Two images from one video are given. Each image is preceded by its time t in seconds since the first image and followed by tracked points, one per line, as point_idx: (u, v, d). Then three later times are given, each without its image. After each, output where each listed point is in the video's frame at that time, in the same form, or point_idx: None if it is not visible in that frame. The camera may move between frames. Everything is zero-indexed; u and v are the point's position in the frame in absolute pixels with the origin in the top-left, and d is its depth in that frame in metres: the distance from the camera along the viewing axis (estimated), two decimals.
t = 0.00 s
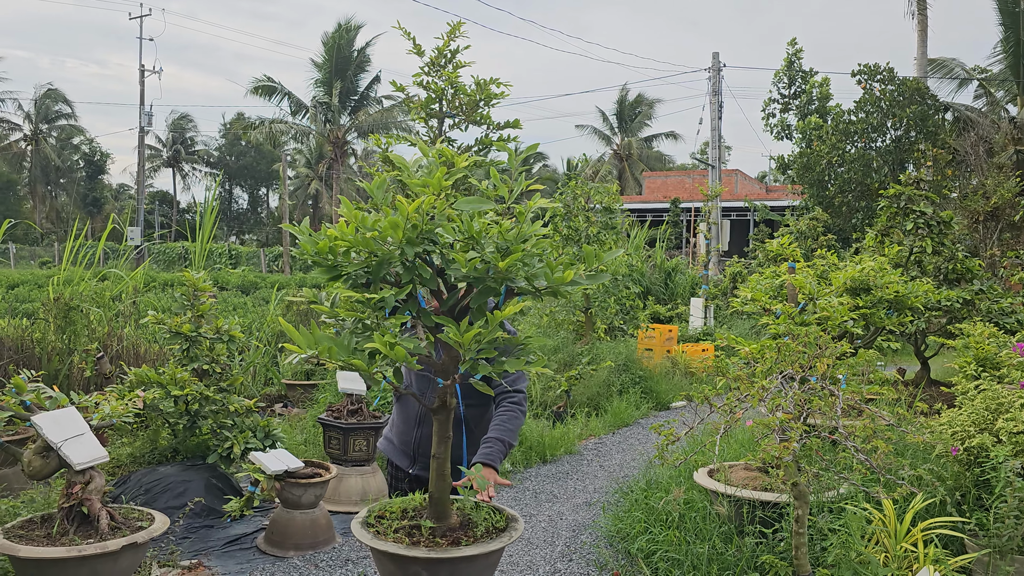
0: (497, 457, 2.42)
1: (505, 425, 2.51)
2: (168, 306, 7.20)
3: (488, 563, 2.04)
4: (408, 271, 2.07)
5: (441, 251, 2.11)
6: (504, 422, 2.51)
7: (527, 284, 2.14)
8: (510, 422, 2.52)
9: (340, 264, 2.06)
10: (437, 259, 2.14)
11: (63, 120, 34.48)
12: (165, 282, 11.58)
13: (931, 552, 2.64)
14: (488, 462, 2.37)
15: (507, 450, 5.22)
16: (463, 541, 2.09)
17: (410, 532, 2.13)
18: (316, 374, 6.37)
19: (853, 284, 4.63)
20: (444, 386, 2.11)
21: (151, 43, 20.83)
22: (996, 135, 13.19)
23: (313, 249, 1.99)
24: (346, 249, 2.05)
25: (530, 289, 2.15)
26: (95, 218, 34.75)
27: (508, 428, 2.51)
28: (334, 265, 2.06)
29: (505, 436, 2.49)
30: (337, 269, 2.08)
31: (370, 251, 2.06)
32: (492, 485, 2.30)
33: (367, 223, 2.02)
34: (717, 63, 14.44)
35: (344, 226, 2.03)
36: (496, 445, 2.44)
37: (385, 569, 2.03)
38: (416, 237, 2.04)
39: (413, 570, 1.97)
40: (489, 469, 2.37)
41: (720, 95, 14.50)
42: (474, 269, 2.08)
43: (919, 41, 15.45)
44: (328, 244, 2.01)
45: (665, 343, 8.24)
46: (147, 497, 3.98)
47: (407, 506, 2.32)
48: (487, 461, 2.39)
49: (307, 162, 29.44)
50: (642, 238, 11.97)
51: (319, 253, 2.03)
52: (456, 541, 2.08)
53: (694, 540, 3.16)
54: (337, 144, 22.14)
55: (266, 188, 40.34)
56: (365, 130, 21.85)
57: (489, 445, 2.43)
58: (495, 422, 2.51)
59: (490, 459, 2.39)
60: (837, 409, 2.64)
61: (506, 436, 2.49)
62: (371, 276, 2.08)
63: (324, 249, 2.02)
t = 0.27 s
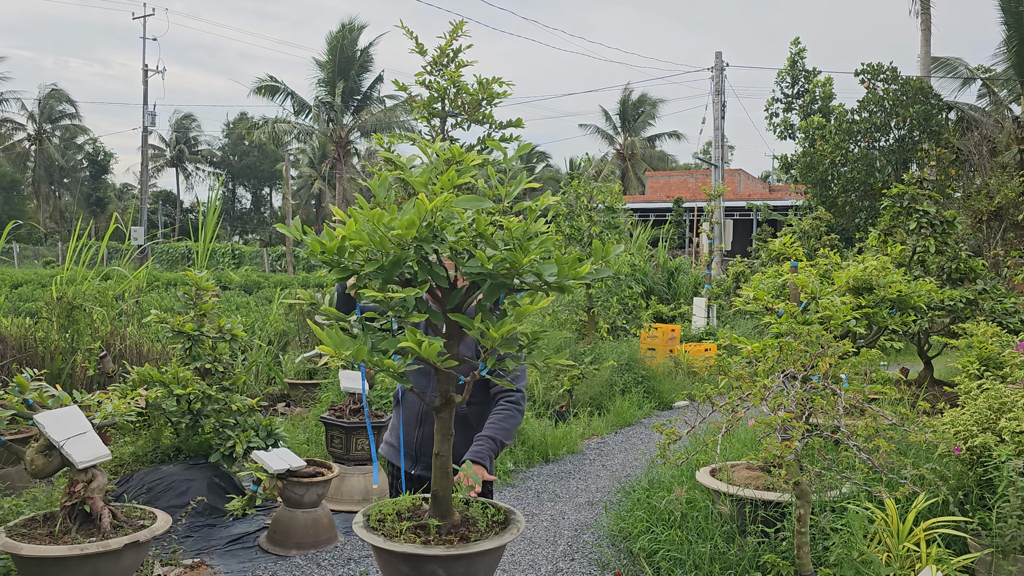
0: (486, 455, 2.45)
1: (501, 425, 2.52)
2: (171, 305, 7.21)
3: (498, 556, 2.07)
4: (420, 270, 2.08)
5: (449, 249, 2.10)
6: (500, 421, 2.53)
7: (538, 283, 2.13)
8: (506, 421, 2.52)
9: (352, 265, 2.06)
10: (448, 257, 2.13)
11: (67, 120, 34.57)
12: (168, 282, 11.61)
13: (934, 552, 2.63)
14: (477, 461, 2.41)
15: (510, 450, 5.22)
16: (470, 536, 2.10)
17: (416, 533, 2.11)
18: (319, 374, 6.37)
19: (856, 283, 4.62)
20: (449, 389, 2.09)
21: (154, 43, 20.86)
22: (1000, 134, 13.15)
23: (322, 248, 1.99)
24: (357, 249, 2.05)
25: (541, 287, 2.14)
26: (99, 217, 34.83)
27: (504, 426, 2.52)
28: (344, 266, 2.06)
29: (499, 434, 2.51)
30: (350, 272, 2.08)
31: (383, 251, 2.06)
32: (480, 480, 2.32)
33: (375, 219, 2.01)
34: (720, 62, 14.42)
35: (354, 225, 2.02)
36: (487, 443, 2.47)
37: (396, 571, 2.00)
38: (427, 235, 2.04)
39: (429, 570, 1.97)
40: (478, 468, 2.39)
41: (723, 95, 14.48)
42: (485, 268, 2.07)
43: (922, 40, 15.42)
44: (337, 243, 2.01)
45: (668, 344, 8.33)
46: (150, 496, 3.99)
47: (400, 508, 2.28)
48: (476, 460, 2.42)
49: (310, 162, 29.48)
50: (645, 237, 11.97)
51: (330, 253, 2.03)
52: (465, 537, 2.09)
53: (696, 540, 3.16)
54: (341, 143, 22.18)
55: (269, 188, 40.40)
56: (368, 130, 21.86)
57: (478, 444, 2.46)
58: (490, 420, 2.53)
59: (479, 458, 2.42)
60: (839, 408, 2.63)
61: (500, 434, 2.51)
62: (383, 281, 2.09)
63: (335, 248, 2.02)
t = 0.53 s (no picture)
0: (474, 454, 2.47)
1: (492, 425, 2.53)
2: (174, 305, 7.22)
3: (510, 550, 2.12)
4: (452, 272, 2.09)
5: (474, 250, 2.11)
6: (490, 420, 2.53)
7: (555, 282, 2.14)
8: (497, 421, 2.53)
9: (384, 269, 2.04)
10: (470, 258, 2.13)
11: (70, 120, 34.62)
12: (171, 281, 11.62)
13: (938, 553, 2.62)
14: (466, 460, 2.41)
15: (513, 450, 5.22)
16: (482, 534, 2.13)
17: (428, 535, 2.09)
18: (322, 373, 6.37)
19: (860, 283, 4.61)
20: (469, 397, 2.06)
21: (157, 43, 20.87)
22: (1003, 134, 13.13)
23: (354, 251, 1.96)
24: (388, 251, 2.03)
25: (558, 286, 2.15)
26: (102, 217, 34.90)
27: (493, 426, 2.53)
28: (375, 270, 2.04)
29: (487, 434, 2.53)
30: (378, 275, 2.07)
31: (414, 253, 2.05)
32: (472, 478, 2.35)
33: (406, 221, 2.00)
34: (723, 62, 14.41)
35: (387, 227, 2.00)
36: (475, 442, 2.50)
37: (415, 573, 1.98)
38: (456, 236, 2.05)
39: (453, 570, 1.97)
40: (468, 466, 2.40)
41: (726, 95, 14.47)
42: (514, 268, 2.09)
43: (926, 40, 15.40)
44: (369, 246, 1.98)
45: (670, 343, 8.25)
46: (153, 496, 3.99)
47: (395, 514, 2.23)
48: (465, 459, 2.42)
49: (313, 162, 29.51)
50: (648, 237, 11.96)
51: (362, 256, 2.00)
52: (478, 535, 2.11)
53: (699, 540, 3.15)
54: (344, 144, 22.23)
55: (272, 188, 40.46)
56: (371, 130, 21.87)
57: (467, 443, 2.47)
58: (481, 420, 2.54)
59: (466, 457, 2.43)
60: (843, 409, 2.62)
61: (488, 434, 2.53)
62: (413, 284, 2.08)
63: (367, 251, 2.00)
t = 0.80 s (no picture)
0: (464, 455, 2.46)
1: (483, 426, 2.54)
2: (177, 304, 7.24)
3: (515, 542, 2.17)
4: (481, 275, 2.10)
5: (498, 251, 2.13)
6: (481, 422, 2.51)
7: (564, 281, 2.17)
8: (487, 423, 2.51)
9: (419, 274, 2.02)
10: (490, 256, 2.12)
11: (74, 120, 34.72)
12: (175, 281, 11.64)
13: (941, 553, 2.61)
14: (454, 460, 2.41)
15: (515, 450, 5.22)
16: (488, 529, 2.15)
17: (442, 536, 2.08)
18: (325, 373, 6.38)
19: (863, 283, 4.59)
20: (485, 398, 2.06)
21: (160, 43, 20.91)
22: (1007, 133, 13.10)
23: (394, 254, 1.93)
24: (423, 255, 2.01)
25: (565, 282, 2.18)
26: (106, 216, 34.98)
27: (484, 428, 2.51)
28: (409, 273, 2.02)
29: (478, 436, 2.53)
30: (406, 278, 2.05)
31: (446, 254, 2.04)
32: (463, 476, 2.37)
33: (441, 223, 1.98)
34: (726, 62, 14.40)
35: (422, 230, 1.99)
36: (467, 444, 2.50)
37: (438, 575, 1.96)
38: (486, 236, 2.06)
39: (477, 569, 1.98)
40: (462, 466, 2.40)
41: (729, 94, 14.45)
42: (538, 267, 2.14)
43: (930, 39, 15.36)
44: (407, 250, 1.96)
45: (673, 343, 8.22)
46: (156, 494, 4.00)
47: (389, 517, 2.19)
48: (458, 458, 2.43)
49: (317, 161, 29.53)
50: (651, 237, 11.95)
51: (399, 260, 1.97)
52: (487, 531, 2.13)
53: (702, 540, 3.15)
54: (347, 143, 22.27)
55: (276, 187, 40.52)
56: (374, 129, 21.88)
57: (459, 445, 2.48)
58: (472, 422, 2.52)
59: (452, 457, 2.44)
60: (846, 409, 2.61)
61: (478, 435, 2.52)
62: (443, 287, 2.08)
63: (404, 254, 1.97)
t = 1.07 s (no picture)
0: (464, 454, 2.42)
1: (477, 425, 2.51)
2: (179, 303, 7.24)
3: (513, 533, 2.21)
4: (500, 274, 2.10)
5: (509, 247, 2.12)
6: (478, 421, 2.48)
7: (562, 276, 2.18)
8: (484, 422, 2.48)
9: (445, 274, 2.02)
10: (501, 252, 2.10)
11: (77, 119, 34.77)
12: (177, 280, 11.65)
13: (943, 553, 2.60)
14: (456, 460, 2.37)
15: (516, 449, 5.21)
16: (489, 523, 2.18)
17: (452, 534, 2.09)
18: (326, 372, 6.38)
19: (865, 282, 4.58)
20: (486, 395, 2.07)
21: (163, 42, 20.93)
22: (1010, 133, 13.08)
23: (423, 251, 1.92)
24: (449, 253, 2.00)
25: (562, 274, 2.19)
26: (108, 216, 35.02)
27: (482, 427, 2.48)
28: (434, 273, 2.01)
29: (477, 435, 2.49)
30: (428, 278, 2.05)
31: (466, 253, 2.01)
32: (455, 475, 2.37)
33: (466, 219, 1.97)
34: (728, 61, 14.38)
35: (450, 227, 1.99)
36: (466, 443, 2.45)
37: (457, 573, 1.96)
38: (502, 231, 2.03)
39: (493, 562, 2.00)
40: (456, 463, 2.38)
41: (731, 93, 14.43)
42: (544, 263, 2.13)
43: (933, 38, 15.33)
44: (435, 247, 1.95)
45: (675, 342, 8.22)
46: (157, 493, 3.99)
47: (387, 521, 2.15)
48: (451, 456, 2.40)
49: (319, 160, 29.56)
50: (653, 236, 11.94)
51: (428, 257, 1.97)
52: (489, 524, 2.16)
53: (703, 540, 3.14)
54: (349, 142, 22.28)
55: (278, 187, 40.55)
56: (376, 129, 21.88)
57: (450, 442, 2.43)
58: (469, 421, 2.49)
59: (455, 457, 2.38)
60: (847, 407, 2.60)
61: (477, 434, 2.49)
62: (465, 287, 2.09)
63: (433, 253, 1.96)
